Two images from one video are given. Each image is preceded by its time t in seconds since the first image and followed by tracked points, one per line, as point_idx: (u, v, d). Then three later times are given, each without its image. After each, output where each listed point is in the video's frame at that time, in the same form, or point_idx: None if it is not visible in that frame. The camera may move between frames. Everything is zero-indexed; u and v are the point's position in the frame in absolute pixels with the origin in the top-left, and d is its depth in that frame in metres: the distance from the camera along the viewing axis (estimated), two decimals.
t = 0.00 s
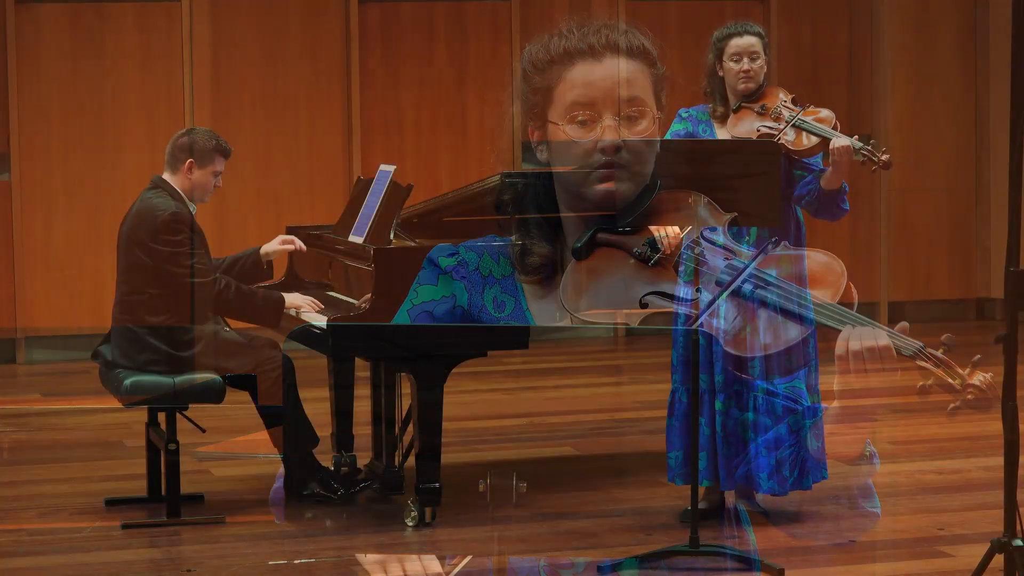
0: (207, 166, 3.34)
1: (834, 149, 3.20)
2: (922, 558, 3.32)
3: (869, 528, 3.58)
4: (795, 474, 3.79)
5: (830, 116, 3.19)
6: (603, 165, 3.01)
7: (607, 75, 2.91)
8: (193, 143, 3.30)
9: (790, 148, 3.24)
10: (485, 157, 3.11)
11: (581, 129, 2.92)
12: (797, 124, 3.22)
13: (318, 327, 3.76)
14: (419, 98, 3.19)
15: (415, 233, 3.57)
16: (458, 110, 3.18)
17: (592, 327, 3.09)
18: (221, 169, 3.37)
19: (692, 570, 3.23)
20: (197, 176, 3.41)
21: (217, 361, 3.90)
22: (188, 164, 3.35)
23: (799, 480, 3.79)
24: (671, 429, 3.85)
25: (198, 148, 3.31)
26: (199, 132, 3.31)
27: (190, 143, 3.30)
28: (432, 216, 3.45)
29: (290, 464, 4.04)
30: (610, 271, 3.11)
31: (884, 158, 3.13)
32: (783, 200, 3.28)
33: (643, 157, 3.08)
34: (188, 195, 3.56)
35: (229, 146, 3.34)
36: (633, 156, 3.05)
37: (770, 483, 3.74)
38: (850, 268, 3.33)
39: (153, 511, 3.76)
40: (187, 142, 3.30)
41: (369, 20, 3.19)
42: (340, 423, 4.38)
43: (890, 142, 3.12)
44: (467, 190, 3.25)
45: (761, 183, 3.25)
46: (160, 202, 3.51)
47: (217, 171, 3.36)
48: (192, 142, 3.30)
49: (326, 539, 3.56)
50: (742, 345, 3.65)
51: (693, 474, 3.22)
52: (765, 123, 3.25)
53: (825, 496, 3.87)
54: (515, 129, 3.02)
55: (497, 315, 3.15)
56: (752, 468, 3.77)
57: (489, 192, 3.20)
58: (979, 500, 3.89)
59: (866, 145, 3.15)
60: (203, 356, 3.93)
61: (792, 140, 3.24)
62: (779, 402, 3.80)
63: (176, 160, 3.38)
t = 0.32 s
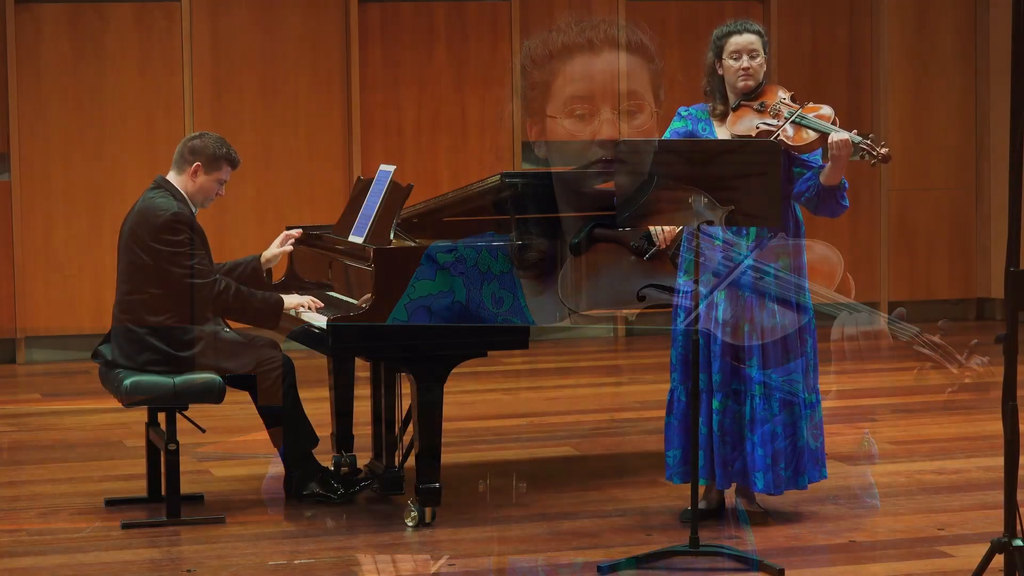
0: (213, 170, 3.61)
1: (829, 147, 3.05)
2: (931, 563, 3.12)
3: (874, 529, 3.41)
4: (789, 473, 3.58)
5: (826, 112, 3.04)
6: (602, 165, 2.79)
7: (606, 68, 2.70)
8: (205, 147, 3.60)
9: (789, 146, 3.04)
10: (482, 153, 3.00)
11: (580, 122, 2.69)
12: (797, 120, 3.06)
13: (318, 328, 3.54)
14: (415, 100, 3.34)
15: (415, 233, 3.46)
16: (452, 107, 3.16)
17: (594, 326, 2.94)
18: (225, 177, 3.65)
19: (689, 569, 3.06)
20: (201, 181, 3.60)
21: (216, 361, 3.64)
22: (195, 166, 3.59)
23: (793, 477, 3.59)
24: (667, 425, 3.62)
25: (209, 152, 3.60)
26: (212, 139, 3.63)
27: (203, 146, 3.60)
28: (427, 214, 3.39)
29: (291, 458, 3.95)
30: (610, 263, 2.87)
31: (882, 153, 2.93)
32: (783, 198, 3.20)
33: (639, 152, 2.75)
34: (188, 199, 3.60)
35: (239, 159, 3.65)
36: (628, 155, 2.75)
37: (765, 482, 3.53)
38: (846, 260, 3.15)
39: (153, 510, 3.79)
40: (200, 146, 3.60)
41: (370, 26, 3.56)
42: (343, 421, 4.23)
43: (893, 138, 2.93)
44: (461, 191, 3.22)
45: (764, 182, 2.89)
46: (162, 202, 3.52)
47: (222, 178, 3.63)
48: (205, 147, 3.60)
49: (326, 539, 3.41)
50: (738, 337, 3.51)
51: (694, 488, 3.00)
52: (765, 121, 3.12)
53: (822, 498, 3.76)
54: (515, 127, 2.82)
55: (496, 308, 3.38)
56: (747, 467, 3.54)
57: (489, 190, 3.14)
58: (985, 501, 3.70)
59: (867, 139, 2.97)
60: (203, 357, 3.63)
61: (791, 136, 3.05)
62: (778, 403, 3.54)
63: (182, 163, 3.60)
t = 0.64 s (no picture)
0: (216, 175, 3.62)
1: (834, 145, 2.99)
2: (931, 563, 3.07)
3: (873, 530, 3.39)
4: (788, 473, 3.31)
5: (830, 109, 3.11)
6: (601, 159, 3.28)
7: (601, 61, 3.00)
8: (211, 151, 3.59)
9: (790, 140, 3.07)
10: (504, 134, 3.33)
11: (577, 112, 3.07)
12: (797, 118, 3.09)
13: (315, 327, 3.38)
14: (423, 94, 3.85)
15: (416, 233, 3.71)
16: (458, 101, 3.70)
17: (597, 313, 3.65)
18: (228, 183, 3.65)
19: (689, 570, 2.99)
20: (203, 184, 3.62)
21: (217, 363, 3.56)
22: (198, 169, 3.60)
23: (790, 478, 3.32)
24: (665, 425, 3.39)
25: (213, 157, 3.59)
26: (218, 143, 3.60)
27: (208, 150, 3.59)
28: (428, 218, 3.72)
29: (289, 458, 3.77)
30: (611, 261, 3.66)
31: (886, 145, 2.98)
32: (783, 197, 3.17)
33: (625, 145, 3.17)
34: (188, 200, 3.63)
35: (243, 165, 3.64)
36: (623, 156, 2.73)
37: (762, 482, 3.26)
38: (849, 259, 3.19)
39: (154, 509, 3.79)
40: (205, 149, 3.58)
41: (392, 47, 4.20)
42: (342, 423, 4.06)
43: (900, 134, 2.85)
44: (463, 192, 3.61)
45: (762, 184, 2.80)
46: (162, 202, 3.57)
47: (225, 184, 3.64)
48: (210, 151, 3.59)
49: (326, 539, 3.34)
50: (739, 332, 3.27)
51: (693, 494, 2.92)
52: (766, 119, 3.12)
53: (821, 499, 3.76)
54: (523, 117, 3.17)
55: (495, 306, 3.42)
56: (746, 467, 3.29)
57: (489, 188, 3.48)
58: (985, 501, 3.68)
59: (866, 138, 2.92)
60: (202, 357, 3.54)
61: (792, 133, 3.08)
62: (776, 402, 3.28)
63: (187, 164, 3.62)
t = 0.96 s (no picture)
0: (216, 176, 3.61)
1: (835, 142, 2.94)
2: (931, 563, 3.06)
3: (873, 531, 3.39)
4: (787, 474, 3.29)
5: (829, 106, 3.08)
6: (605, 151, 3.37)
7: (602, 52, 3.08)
8: (212, 152, 3.57)
9: (791, 139, 3.02)
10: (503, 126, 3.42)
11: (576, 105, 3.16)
12: (798, 116, 3.05)
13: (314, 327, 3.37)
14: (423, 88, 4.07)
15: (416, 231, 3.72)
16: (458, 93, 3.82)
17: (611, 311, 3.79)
18: (228, 183, 3.64)
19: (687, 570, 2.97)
20: (203, 184, 3.61)
21: (217, 364, 3.54)
22: (198, 169, 3.59)
23: (791, 479, 3.30)
24: (663, 425, 3.38)
25: (214, 158, 3.57)
26: (219, 144, 3.58)
27: (208, 151, 3.57)
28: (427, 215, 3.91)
29: (288, 459, 3.68)
30: (613, 262, 3.78)
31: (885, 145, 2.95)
32: (783, 197, 3.21)
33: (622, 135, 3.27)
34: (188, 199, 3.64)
35: (243, 166, 3.63)
36: (621, 156, 2.77)
37: (763, 482, 3.24)
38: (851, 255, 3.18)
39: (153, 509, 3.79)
40: (206, 150, 3.56)
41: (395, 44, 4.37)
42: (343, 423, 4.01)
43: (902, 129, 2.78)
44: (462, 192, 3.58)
45: (764, 185, 2.75)
46: (162, 202, 3.54)
47: (225, 184, 3.63)
48: (211, 151, 3.57)
49: (326, 539, 3.34)
50: (738, 332, 3.28)
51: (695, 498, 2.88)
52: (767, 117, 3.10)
53: (822, 499, 3.76)
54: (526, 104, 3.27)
55: (495, 303, 3.38)
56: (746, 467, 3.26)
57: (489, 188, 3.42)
58: (985, 501, 3.68)
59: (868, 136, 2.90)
60: (203, 357, 3.54)
61: (793, 131, 3.03)
62: (777, 402, 3.26)
63: (188, 163, 3.60)
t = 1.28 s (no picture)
0: (213, 171, 3.61)
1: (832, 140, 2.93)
2: (931, 564, 3.06)
3: (873, 531, 3.39)
4: (788, 474, 3.29)
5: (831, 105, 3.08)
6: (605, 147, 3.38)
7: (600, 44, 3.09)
8: (205, 148, 3.56)
9: (794, 137, 3.02)
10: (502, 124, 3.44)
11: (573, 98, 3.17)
12: (796, 114, 3.06)
13: (314, 327, 3.37)
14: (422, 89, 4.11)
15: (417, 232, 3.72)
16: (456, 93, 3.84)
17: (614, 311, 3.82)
18: (225, 177, 3.64)
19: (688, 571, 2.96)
20: (201, 181, 3.61)
21: (217, 364, 3.53)
22: (194, 167, 3.58)
23: (792, 479, 3.30)
24: (663, 424, 3.38)
25: (209, 154, 3.57)
26: (211, 138, 3.58)
27: (203, 147, 3.56)
28: (427, 215, 3.92)
29: (289, 459, 3.68)
30: (613, 262, 3.80)
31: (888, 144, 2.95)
32: (782, 198, 3.21)
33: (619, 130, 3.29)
34: (187, 198, 3.64)
35: (239, 159, 3.63)
36: (621, 156, 2.77)
37: (763, 482, 3.23)
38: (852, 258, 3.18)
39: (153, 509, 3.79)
40: (199, 147, 3.56)
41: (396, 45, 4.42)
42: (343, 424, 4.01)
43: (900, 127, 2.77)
44: (463, 192, 3.59)
45: (763, 185, 2.75)
46: (161, 202, 3.54)
47: (222, 178, 3.63)
48: (205, 148, 3.56)
49: (326, 539, 3.34)
50: (738, 333, 3.28)
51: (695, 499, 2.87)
52: (767, 117, 3.09)
53: (822, 498, 3.76)
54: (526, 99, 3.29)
55: (495, 306, 3.37)
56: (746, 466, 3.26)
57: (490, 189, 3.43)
58: (985, 501, 3.67)
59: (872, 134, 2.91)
60: (203, 357, 3.53)
61: (794, 129, 3.02)
62: (777, 402, 3.25)
63: (183, 161, 3.60)
